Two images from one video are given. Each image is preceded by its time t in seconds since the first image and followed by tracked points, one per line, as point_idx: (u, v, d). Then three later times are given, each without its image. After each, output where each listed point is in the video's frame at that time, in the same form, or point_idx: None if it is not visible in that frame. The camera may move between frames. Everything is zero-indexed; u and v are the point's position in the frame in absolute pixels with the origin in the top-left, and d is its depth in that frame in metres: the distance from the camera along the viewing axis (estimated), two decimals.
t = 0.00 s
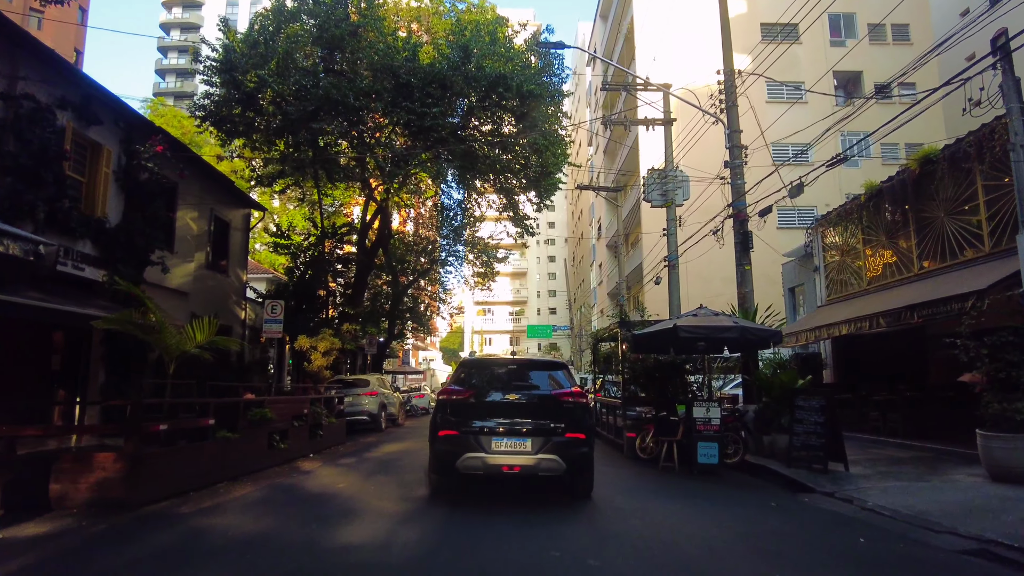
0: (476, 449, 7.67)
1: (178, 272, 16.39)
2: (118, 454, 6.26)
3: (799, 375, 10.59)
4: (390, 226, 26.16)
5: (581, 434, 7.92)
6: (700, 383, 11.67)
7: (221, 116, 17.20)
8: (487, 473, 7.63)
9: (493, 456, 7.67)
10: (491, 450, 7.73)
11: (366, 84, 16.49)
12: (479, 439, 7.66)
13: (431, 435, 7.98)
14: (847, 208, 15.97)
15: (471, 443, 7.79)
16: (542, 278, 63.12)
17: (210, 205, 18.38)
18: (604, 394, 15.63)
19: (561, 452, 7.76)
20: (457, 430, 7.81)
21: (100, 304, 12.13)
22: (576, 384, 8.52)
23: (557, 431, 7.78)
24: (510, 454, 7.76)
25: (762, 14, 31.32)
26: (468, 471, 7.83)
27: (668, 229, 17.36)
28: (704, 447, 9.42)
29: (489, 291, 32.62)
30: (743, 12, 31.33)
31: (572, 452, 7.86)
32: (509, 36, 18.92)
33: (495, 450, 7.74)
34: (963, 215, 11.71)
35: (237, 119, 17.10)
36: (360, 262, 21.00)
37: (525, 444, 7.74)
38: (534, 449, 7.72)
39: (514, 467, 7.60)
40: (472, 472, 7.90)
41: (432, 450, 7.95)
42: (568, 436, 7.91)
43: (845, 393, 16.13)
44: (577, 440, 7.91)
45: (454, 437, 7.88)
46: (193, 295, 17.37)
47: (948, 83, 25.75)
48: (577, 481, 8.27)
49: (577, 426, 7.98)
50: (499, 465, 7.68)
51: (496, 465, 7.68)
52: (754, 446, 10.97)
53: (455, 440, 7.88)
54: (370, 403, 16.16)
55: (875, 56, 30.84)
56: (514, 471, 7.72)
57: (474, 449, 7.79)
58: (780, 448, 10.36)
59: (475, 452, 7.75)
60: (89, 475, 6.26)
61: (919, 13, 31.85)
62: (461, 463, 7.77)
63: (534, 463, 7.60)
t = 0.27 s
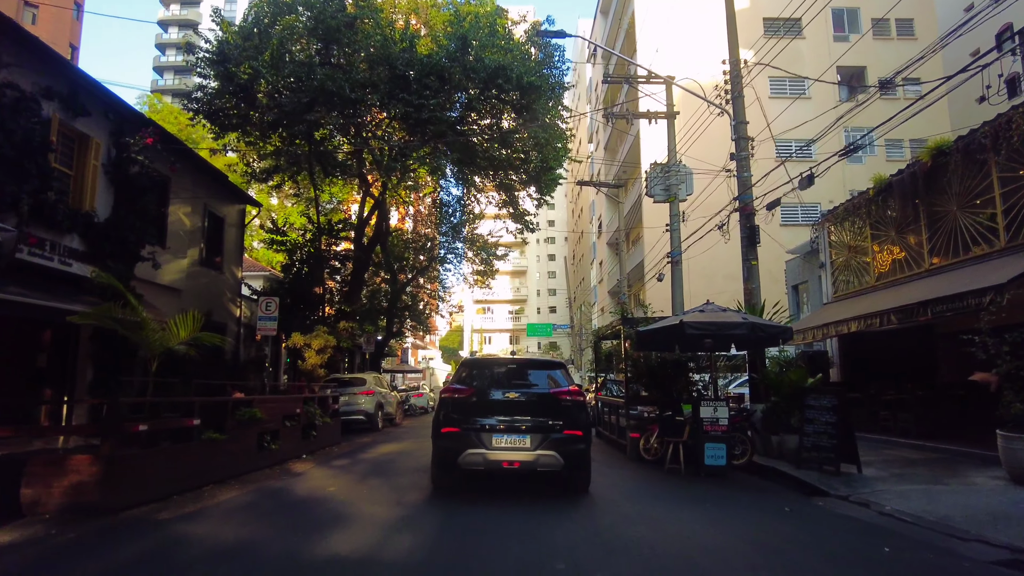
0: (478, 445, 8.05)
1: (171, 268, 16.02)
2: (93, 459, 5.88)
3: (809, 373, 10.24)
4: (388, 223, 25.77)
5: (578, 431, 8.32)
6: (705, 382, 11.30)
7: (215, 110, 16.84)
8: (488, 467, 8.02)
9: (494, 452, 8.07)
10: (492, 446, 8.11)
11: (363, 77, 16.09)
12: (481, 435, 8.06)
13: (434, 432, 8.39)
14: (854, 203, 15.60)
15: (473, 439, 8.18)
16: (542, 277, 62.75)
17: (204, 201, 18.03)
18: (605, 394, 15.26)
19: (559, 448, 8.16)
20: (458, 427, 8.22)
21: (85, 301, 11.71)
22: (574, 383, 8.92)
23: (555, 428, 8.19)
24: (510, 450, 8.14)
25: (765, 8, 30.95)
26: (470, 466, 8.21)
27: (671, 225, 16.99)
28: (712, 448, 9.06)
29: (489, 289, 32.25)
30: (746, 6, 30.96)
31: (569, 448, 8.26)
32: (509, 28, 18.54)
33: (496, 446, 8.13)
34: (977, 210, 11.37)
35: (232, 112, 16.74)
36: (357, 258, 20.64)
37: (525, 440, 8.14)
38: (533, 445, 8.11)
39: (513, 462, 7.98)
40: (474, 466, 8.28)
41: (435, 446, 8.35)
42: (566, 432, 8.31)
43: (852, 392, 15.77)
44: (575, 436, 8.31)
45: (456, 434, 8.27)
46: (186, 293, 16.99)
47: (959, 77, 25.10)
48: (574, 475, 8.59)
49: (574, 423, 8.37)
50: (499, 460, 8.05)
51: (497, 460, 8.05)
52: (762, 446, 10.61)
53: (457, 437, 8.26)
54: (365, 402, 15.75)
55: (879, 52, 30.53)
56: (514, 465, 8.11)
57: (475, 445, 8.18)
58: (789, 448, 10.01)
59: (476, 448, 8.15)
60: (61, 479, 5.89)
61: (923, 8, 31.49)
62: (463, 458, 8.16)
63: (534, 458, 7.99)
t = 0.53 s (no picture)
0: (479, 442, 8.33)
1: (162, 264, 15.65)
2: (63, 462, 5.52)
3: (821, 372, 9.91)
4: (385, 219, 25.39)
5: (576, 428, 8.59)
6: (711, 380, 10.93)
7: (208, 102, 16.47)
8: (489, 463, 8.31)
9: (495, 448, 8.35)
10: (493, 443, 8.38)
11: (360, 68, 15.69)
12: (482, 432, 8.33)
13: (437, 428, 8.67)
14: (862, 197, 15.24)
15: (475, 436, 8.45)
16: (542, 276, 62.39)
17: (197, 195, 17.64)
18: (608, 392, 14.90)
19: (558, 445, 8.43)
20: (461, 424, 8.50)
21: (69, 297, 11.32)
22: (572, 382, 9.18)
23: (554, 426, 8.46)
24: (510, 446, 8.41)
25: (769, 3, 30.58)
26: (472, 462, 8.50)
27: (675, 220, 16.60)
28: (720, 449, 8.71)
29: (489, 287, 31.88)
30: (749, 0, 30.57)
31: (567, 444, 8.53)
32: (509, 20, 18.14)
33: (497, 442, 8.39)
34: (992, 202, 11.01)
35: (225, 105, 16.38)
36: (355, 255, 20.29)
37: (525, 437, 8.41)
38: (533, 442, 8.37)
39: (513, 458, 8.26)
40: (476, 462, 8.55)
41: (438, 442, 8.62)
42: (565, 429, 8.58)
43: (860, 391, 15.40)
44: (573, 433, 8.58)
45: (458, 431, 8.53)
46: (178, 289, 16.62)
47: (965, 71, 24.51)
48: (573, 472, 8.85)
49: (573, 420, 8.64)
50: (500, 457, 8.34)
51: (498, 456, 8.33)
52: (770, 448, 10.25)
53: (460, 433, 8.53)
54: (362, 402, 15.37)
55: (883, 46, 30.14)
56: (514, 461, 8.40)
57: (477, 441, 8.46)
58: (800, 449, 9.65)
59: (478, 444, 8.43)
60: (31, 483, 5.54)
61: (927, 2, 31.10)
62: (465, 454, 8.45)
63: (534, 455, 8.27)
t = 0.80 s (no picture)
0: (481, 438, 8.60)
1: (153, 260, 15.29)
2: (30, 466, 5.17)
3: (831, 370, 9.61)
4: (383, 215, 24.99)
5: (573, 425, 8.87)
6: (718, 379, 10.60)
7: (200, 94, 16.09)
8: (490, 458, 8.59)
9: (496, 444, 8.63)
10: (494, 439, 8.64)
11: (356, 58, 15.29)
12: (483, 428, 8.59)
13: (440, 426, 8.93)
14: (871, 191, 14.87)
15: (477, 433, 8.73)
16: (542, 274, 61.99)
17: (190, 190, 17.26)
18: (610, 392, 14.56)
19: (556, 441, 8.72)
20: (463, 422, 8.76)
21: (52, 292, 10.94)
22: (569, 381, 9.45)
23: (552, 423, 8.74)
24: (510, 442, 8.69)
25: None
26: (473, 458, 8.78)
27: (678, 215, 16.24)
28: (729, 451, 8.34)
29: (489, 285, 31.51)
30: None
31: (564, 441, 8.82)
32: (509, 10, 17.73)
33: (497, 439, 8.66)
34: (1007, 194, 10.66)
35: (219, 97, 16.00)
36: (352, 251, 19.93)
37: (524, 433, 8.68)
38: (533, 438, 8.64)
39: (513, 453, 8.55)
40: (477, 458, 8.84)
41: (440, 439, 8.90)
42: (562, 426, 8.86)
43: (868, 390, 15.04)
44: (570, 430, 8.87)
45: (460, 428, 8.81)
46: (170, 285, 16.27)
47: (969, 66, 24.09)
48: (569, 467, 9.15)
49: (570, 418, 8.92)
50: (500, 452, 8.62)
51: (499, 452, 8.61)
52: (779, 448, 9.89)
53: (462, 430, 8.80)
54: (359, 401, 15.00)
55: (887, 40, 29.74)
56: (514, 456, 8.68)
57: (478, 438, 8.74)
58: (810, 450, 9.29)
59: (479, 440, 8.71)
60: None
61: None
62: (467, 450, 8.72)
63: (533, 450, 8.55)
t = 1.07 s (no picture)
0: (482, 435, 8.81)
1: (143, 255, 14.89)
2: None
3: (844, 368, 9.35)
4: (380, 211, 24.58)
5: (571, 423, 9.04)
6: (726, 378, 10.38)
7: (192, 85, 15.67)
8: (491, 455, 8.81)
9: (497, 441, 8.84)
10: (494, 436, 8.85)
11: (351, 48, 14.86)
12: (484, 425, 8.80)
13: (444, 423, 9.12)
14: (880, 184, 14.46)
15: (478, 430, 8.94)
16: (542, 273, 61.55)
17: (182, 184, 16.86)
18: (613, 391, 14.19)
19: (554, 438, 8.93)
20: (465, 420, 8.95)
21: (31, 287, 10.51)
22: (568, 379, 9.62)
23: (550, 421, 8.94)
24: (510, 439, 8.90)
25: None
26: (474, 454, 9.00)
27: (682, 210, 15.85)
28: (738, 453, 7.97)
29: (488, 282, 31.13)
30: None
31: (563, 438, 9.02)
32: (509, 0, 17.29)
33: (498, 436, 8.86)
34: None
35: (210, 88, 15.59)
36: (348, 248, 19.51)
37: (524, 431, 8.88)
38: (532, 435, 8.84)
39: (513, 450, 8.76)
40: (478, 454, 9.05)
41: (444, 436, 9.10)
42: (561, 424, 9.04)
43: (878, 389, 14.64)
44: (568, 428, 9.04)
45: (462, 425, 9.01)
46: (161, 281, 15.88)
47: (975, 60, 23.60)
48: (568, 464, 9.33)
49: (568, 416, 9.09)
50: (501, 449, 8.83)
51: (499, 448, 8.83)
52: (789, 450, 9.49)
53: (464, 427, 9.00)
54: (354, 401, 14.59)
55: (892, 34, 29.28)
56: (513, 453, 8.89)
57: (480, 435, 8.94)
58: (822, 452, 8.89)
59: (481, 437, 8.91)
60: None
61: None
62: (469, 447, 8.91)
63: (532, 447, 8.75)
